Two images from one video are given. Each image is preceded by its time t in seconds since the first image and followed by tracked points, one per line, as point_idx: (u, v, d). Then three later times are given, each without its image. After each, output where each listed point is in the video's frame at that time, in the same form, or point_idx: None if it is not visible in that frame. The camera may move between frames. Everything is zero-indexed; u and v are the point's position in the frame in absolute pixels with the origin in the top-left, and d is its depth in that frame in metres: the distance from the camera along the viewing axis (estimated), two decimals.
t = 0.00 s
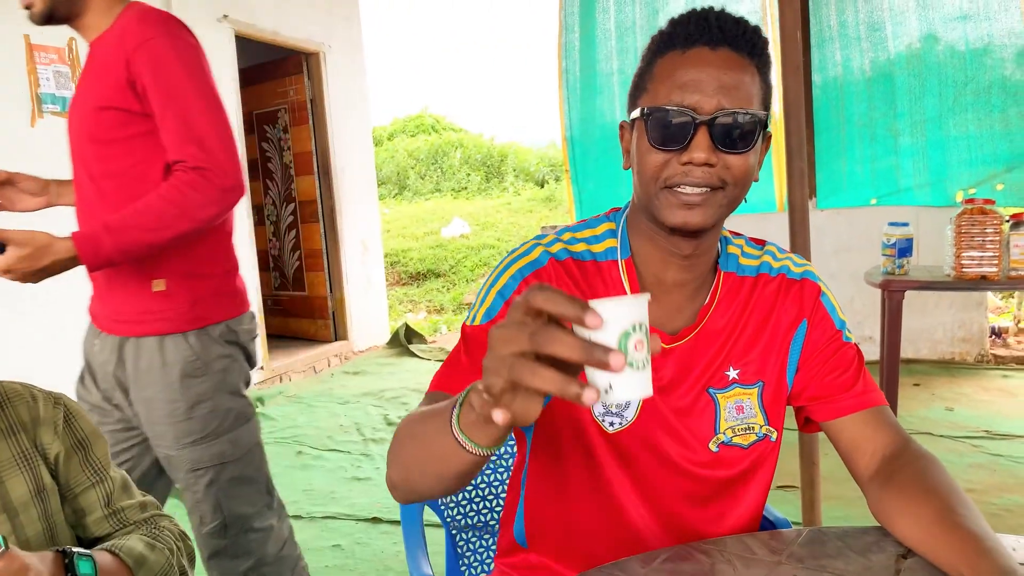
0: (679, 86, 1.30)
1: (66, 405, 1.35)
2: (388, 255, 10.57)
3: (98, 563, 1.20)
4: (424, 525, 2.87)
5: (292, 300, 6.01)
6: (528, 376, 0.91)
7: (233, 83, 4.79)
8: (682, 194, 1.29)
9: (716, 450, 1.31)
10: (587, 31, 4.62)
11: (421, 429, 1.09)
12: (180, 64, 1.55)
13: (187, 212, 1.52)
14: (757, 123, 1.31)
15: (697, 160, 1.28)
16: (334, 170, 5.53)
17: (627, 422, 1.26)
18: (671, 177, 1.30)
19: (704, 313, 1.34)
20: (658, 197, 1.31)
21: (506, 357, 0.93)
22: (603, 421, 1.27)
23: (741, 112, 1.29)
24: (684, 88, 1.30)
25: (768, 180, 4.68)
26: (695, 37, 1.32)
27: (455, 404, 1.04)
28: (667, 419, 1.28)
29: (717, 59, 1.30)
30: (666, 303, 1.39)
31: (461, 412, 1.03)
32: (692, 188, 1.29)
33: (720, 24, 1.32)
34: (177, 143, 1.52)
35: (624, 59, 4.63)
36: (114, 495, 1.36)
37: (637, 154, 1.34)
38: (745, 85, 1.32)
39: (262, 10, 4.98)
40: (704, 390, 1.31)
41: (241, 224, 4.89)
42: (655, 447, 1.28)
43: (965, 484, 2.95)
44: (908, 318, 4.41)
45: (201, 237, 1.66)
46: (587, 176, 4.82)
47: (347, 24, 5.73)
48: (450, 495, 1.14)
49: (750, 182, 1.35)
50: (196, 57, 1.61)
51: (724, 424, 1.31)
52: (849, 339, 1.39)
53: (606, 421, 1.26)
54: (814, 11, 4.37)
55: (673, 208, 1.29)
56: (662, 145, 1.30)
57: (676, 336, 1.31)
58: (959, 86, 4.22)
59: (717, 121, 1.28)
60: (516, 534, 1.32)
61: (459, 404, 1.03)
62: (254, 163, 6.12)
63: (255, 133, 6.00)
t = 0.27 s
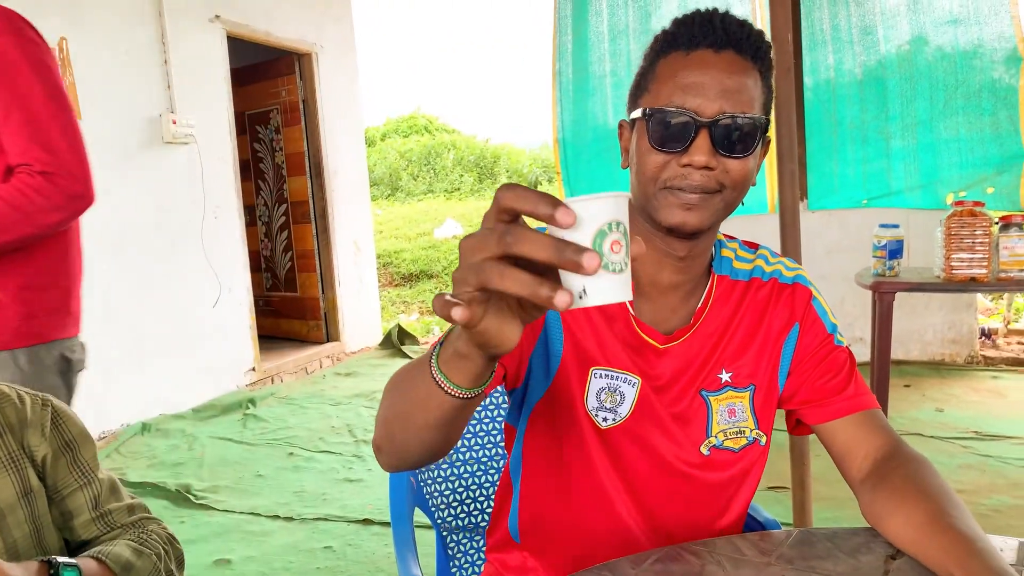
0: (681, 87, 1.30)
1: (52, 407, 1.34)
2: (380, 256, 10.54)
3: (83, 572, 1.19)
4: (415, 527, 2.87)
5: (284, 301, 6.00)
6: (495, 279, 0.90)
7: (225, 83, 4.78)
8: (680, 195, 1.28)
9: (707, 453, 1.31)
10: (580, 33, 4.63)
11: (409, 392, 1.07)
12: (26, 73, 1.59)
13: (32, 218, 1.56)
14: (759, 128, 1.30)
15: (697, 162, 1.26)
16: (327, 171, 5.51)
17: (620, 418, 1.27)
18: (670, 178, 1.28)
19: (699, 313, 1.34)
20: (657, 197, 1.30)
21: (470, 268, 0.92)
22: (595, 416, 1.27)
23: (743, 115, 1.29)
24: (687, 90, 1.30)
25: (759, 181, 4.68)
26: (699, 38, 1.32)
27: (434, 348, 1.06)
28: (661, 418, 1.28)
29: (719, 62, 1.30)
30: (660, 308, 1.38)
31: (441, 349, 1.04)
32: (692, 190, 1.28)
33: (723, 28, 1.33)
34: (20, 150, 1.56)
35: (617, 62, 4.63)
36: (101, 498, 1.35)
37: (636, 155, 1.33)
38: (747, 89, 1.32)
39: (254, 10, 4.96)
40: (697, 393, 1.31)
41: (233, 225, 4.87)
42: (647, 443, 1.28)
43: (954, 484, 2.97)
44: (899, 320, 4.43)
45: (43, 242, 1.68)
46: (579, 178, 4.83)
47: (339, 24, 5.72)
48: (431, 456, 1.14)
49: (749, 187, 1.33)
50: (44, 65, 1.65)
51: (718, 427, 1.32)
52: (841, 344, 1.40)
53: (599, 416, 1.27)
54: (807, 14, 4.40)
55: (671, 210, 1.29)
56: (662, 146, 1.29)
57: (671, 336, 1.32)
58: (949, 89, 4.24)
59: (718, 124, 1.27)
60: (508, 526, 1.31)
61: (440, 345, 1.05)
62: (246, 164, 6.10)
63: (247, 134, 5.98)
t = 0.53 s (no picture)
0: (668, 95, 1.31)
1: (44, 407, 1.31)
2: (375, 257, 10.52)
3: (88, 571, 1.22)
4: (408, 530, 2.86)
5: (278, 303, 5.98)
6: (513, 438, 0.89)
7: (219, 84, 4.77)
8: (669, 203, 1.30)
9: (699, 458, 1.30)
10: (575, 36, 4.63)
11: (398, 444, 1.06)
12: None
13: None
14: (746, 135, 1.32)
15: (686, 170, 1.28)
16: (321, 172, 5.50)
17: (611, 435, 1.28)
18: (659, 186, 1.31)
19: (687, 322, 1.35)
20: (647, 204, 1.32)
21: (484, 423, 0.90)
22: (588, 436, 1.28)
23: (730, 122, 1.30)
24: (674, 97, 1.31)
25: (754, 182, 4.66)
26: (684, 47, 1.31)
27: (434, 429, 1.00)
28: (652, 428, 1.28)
29: (707, 68, 1.30)
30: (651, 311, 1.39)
31: (438, 436, 0.98)
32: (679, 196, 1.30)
33: (710, 34, 1.33)
34: None
35: (613, 67, 4.64)
36: (94, 496, 1.34)
37: (624, 163, 1.35)
38: (734, 95, 1.32)
39: (248, 12, 4.96)
40: (688, 398, 1.31)
41: (226, 226, 4.85)
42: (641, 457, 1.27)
43: (947, 487, 2.97)
44: (892, 322, 4.44)
45: None
46: (574, 180, 4.83)
47: (334, 26, 5.71)
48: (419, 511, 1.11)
49: (737, 192, 1.36)
50: None
51: (708, 431, 1.30)
52: (832, 346, 1.40)
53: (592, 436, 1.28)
54: (800, 16, 4.40)
55: (661, 216, 1.31)
56: (650, 155, 1.31)
57: (662, 343, 1.33)
58: (942, 94, 4.25)
59: (705, 133, 1.29)
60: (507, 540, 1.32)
61: (438, 430, 0.99)
62: (239, 165, 6.08)
63: (241, 135, 5.97)
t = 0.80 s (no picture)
0: (643, 96, 1.32)
1: (44, 407, 1.31)
2: (373, 260, 10.52)
3: None
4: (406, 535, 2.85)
5: (277, 305, 5.98)
6: None
7: (218, 87, 4.77)
8: (652, 199, 1.30)
9: (690, 465, 1.32)
10: (575, 40, 4.62)
11: (399, 513, 1.13)
12: None
13: None
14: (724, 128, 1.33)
15: (667, 164, 1.29)
16: (320, 175, 5.50)
17: (600, 460, 1.29)
18: (642, 183, 1.30)
19: (676, 334, 1.35)
20: (631, 203, 1.31)
21: (530, 547, 0.98)
22: (578, 464, 1.30)
23: (706, 117, 1.31)
24: (649, 97, 1.32)
25: (753, 186, 4.69)
26: (656, 49, 1.34)
27: (454, 520, 1.09)
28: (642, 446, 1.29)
29: (680, 68, 1.33)
30: (642, 318, 1.40)
31: (457, 530, 1.08)
32: (663, 193, 1.30)
33: (681, 36, 1.35)
34: None
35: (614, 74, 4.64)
36: (103, 489, 1.34)
37: (605, 166, 1.35)
38: (709, 92, 1.34)
39: (248, 15, 4.96)
40: (679, 407, 1.31)
41: (224, 229, 4.84)
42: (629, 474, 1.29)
43: (945, 492, 2.98)
44: (891, 327, 4.44)
45: None
46: (573, 186, 4.90)
47: (333, 28, 5.71)
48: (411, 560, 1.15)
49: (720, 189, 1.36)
50: None
51: (699, 438, 1.32)
52: (823, 352, 1.40)
53: (581, 464, 1.29)
54: (800, 21, 4.40)
55: (646, 213, 1.29)
56: (631, 152, 1.31)
57: (652, 352, 1.32)
58: (939, 99, 4.26)
59: (683, 127, 1.30)
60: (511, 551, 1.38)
61: (456, 522, 1.08)
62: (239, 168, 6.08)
63: (241, 137, 5.97)
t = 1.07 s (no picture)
0: (611, 106, 1.35)
1: (50, 414, 1.31)
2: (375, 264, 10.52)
3: None
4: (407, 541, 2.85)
5: (278, 309, 5.98)
6: None
7: (221, 91, 4.78)
8: (627, 206, 1.31)
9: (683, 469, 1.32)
10: (578, 49, 4.66)
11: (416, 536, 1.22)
12: None
13: None
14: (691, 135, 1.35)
15: (637, 170, 1.30)
16: (322, 179, 5.51)
17: (587, 464, 1.31)
18: (616, 191, 1.32)
19: (660, 338, 1.37)
20: (607, 211, 1.33)
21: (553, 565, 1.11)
22: (566, 468, 1.31)
23: (675, 124, 1.33)
24: (616, 108, 1.35)
25: (753, 192, 4.70)
26: (621, 60, 1.37)
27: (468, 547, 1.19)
28: (631, 450, 1.30)
29: (644, 76, 1.36)
30: (624, 326, 1.40)
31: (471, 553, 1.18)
32: (637, 199, 1.31)
33: (645, 45, 1.38)
34: None
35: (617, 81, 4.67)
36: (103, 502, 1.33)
37: (580, 176, 1.37)
38: (675, 98, 1.36)
39: (250, 19, 4.97)
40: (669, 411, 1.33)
41: (226, 233, 4.84)
42: (619, 477, 1.30)
43: (947, 498, 2.97)
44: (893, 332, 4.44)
45: None
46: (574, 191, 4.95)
47: (336, 33, 5.72)
48: None
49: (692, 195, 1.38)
50: None
51: (690, 443, 1.33)
52: (812, 352, 1.40)
53: (568, 468, 1.31)
54: (801, 27, 4.44)
55: (621, 222, 1.31)
56: (603, 161, 1.33)
57: (637, 358, 1.34)
58: (940, 105, 4.27)
59: (651, 135, 1.32)
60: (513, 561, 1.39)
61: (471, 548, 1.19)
62: (241, 173, 6.09)
63: (243, 142, 5.98)
